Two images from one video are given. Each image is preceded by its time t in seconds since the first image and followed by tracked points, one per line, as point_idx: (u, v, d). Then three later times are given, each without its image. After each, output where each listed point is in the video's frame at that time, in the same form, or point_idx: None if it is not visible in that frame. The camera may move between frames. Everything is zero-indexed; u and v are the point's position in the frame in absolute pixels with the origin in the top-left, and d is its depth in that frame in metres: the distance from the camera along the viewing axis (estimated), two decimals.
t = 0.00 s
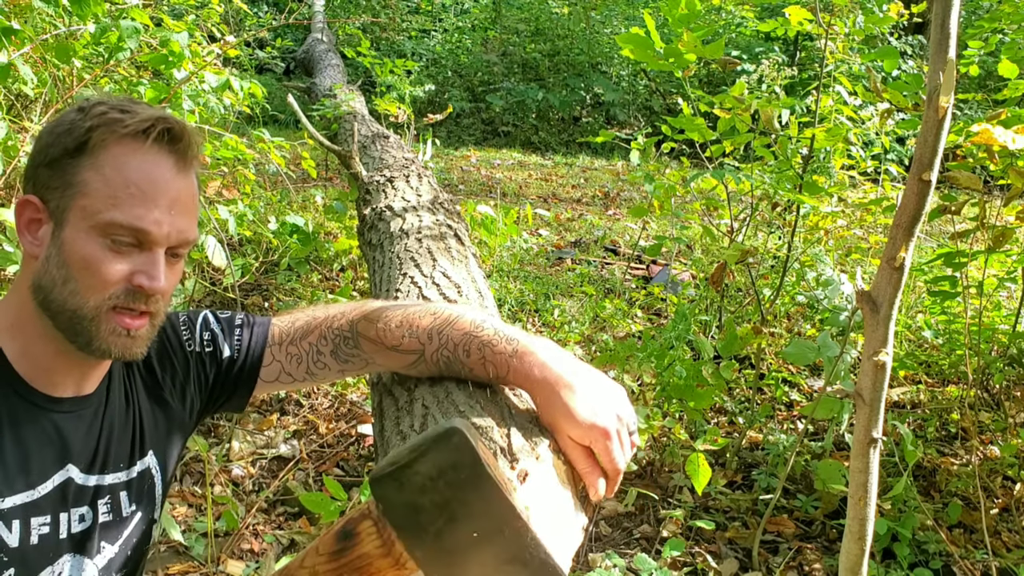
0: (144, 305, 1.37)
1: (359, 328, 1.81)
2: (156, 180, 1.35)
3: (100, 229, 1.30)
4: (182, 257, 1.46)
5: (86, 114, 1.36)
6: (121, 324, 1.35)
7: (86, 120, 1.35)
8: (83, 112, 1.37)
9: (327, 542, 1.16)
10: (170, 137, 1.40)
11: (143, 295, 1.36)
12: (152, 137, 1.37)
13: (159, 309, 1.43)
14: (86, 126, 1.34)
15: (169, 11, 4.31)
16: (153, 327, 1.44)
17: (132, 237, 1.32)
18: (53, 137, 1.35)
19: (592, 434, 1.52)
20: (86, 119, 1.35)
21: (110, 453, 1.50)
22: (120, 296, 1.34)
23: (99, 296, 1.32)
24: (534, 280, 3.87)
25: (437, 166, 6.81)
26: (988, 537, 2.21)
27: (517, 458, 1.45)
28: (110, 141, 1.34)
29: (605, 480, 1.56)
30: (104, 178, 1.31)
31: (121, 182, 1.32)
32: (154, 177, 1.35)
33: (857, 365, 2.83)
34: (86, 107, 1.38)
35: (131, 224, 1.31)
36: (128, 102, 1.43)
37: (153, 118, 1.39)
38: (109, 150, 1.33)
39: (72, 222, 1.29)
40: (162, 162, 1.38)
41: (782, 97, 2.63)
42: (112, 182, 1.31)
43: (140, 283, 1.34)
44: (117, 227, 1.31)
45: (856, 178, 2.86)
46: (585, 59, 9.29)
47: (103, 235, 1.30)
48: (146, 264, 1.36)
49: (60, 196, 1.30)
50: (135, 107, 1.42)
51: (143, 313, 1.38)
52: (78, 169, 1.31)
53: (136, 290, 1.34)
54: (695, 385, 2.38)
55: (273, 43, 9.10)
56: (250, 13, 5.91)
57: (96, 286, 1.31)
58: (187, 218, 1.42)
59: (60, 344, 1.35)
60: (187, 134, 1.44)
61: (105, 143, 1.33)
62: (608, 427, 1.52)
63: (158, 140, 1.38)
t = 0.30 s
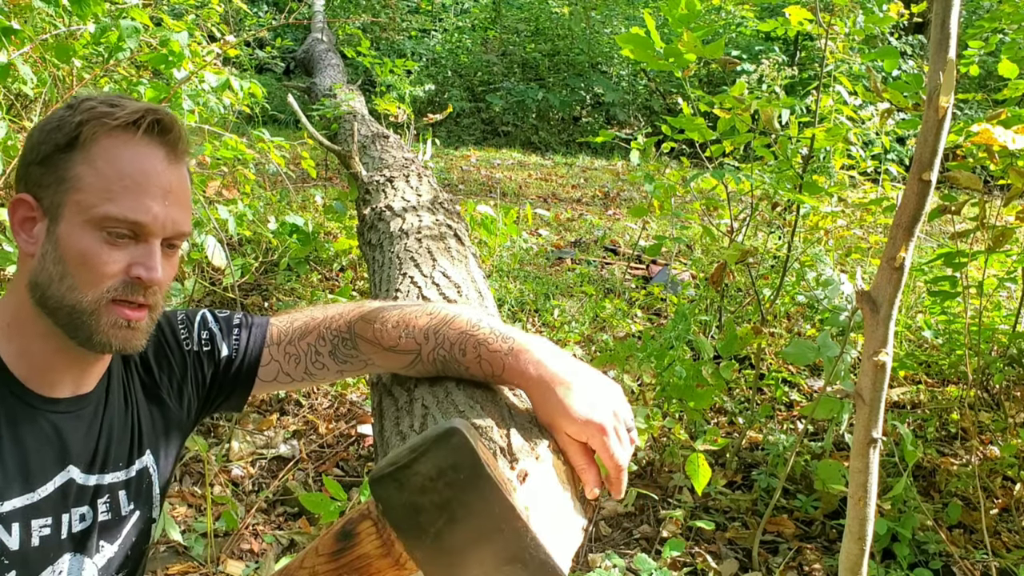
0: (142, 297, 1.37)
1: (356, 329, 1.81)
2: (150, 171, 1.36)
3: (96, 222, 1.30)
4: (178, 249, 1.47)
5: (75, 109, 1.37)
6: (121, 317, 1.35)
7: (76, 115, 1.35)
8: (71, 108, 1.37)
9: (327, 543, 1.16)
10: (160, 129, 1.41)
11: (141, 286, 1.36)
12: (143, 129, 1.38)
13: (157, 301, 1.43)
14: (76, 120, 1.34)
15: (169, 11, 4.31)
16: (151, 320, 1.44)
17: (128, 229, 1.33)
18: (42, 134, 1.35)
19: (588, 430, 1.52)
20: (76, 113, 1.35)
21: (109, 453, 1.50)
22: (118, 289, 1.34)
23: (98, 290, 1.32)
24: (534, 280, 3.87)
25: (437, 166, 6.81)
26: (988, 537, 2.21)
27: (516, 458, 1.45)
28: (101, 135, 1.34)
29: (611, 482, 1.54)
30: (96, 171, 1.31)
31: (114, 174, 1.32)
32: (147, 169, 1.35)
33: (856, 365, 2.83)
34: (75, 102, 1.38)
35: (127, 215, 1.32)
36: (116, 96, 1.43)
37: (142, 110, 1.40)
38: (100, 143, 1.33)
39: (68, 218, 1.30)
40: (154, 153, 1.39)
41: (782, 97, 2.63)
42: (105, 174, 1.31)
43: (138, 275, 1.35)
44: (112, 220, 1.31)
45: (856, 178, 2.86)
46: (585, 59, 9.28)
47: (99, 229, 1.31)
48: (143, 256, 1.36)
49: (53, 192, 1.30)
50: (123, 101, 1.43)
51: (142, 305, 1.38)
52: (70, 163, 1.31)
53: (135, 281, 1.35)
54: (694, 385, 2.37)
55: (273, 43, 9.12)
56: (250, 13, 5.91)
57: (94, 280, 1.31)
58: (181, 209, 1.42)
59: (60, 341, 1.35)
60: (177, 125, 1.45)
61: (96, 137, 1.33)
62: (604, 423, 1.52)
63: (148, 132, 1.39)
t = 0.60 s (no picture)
0: (132, 306, 1.37)
1: (356, 330, 1.81)
2: (131, 179, 1.35)
3: (79, 234, 1.30)
4: (166, 254, 1.46)
5: (51, 117, 1.36)
6: (111, 328, 1.35)
7: (52, 124, 1.34)
8: (47, 115, 1.36)
9: (327, 543, 1.16)
10: (139, 134, 1.40)
11: (130, 296, 1.36)
12: (121, 136, 1.37)
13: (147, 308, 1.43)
14: (52, 129, 1.33)
15: (169, 11, 4.31)
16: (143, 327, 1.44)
17: (113, 239, 1.33)
18: (20, 144, 1.34)
19: (587, 430, 1.52)
20: (52, 122, 1.34)
21: (102, 457, 1.49)
22: (106, 300, 1.34)
23: (87, 301, 1.32)
24: (534, 280, 3.87)
25: (437, 166, 6.81)
26: (988, 537, 2.21)
27: (516, 458, 1.45)
28: (78, 143, 1.33)
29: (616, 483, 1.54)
30: (76, 181, 1.31)
31: (95, 184, 1.32)
32: (128, 177, 1.35)
33: (857, 365, 2.83)
34: (50, 110, 1.37)
35: (110, 226, 1.31)
36: (93, 100, 1.42)
37: (120, 116, 1.39)
38: (78, 152, 1.33)
39: (51, 230, 1.30)
40: (135, 160, 1.38)
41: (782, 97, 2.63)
42: (86, 185, 1.31)
43: (126, 285, 1.35)
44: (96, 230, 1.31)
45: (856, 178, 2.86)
46: (585, 59, 9.28)
47: (83, 241, 1.30)
48: (131, 265, 1.36)
49: (34, 204, 1.30)
50: (99, 106, 1.41)
51: (132, 313, 1.38)
52: (50, 174, 1.30)
53: (124, 292, 1.35)
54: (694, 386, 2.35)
55: (273, 42, 9.13)
56: (250, 12, 5.91)
57: (81, 292, 1.31)
58: (166, 215, 1.42)
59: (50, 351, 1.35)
60: (156, 129, 1.44)
61: (73, 146, 1.33)
62: (602, 422, 1.52)
63: (128, 138, 1.38)
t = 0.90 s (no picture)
0: (112, 324, 1.32)
1: (357, 330, 1.82)
2: (109, 196, 1.31)
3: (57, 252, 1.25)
4: (150, 269, 1.41)
5: (34, 128, 1.33)
6: (88, 345, 1.30)
7: (34, 136, 1.31)
8: (32, 126, 1.34)
9: (327, 542, 1.16)
10: (120, 150, 1.36)
11: (108, 315, 1.30)
12: (101, 151, 1.33)
13: (130, 323, 1.38)
14: (32, 143, 1.30)
15: (169, 11, 4.32)
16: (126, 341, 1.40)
17: (92, 257, 1.28)
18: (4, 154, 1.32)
19: (587, 429, 1.52)
20: (34, 135, 1.31)
21: (97, 460, 1.49)
22: (84, 317, 1.29)
23: (64, 318, 1.27)
24: (534, 280, 3.88)
25: (437, 166, 6.82)
26: (987, 537, 2.21)
27: (516, 458, 1.45)
28: (57, 159, 1.30)
29: (618, 482, 1.54)
30: (55, 199, 1.28)
31: (71, 202, 1.28)
32: (105, 194, 1.31)
33: (856, 364, 2.84)
34: (35, 120, 1.35)
35: (87, 245, 1.26)
36: (79, 113, 1.39)
37: (102, 130, 1.35)
38: (58, 168, 1.30)
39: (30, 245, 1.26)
40: (115, 176, 1.34)
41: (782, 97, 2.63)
42: (63, 202, 1.28)
43: (103, 304, 1.29)
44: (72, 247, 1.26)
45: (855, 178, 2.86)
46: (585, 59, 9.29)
47: (60, 258, 1.25)
48: (110, 284, 1.30)
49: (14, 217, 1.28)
50: (84, 117, 1.38)
51: (113, 329, 1.32)
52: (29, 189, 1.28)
53: (100, 311, 1.29)
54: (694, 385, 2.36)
55: (273, 42, 9.17)
56: (250, 12, 5.92)
57: (58, 306, 1.27)
58: (149, 231, 1.37)
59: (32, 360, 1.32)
60: (138, 143, 1.39)
61: (53, 162, 1.29)
62: (603, 421, 1.52)
63: (108, 153, 1.34)
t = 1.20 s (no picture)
0: (105, 329, 1.30)
1: (358, 330, 1.81)
2: (114, 195, 1.31)
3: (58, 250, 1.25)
4: (152, 279, 1.41)
5: (47, 126, 1.35)
6: (81, 348, 1.29)
7: (46, 134, 1.33)
8: (45, 124, 1.36)
9: (327, 543, 1.16)
10: (130, 150, 1.38)
11: (103, 320, 1.29)
12: (111, 151, 1.34)
13: (126, 330, 1.36)
14: (43, 140, 1.32)
15: (169, 11, 4.31)
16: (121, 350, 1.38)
17: (92, 257, 1.28)
18: (16, 152, 1.34)
19: (587, 429, 1.52)
20: (45, 133, 1.33)
21: (96, 464, 1.48)
22: (79, 319, 1.28)
23: (60, 317, 1.27)
24: (534, 280, 3.87)
25: (437, 166, 6.82)
26: (988, 537, 2.21)
27: (516, 458, 1.45)
28: (66, 156, 1.31)
29: (618, 482, 1.54)
30: (62, 196, 1.28)
31: (77, 198, 1.28)
32: (110, 193, 1.31)
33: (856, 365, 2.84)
34: (49, 119, 1.37)
35: (88, 243, 1.27)
36: (93, 115, 1.41)
37: (112, 131, 1.37)
38: (67, 165, 1.30)
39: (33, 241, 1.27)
40: (122, 176, 1.34)
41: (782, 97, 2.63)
42: (69, 201, 1.28)
43: (99, 308, 1.28)
44: (72, 246, 1.26)
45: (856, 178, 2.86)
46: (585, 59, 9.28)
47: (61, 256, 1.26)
48: (109, 289, 1.30)
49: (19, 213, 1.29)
50: (98, 119, 1.40)
51: (107, 336, 1.31)
52: (38, 186, 1.29)
53: (95, 314, 1.28)
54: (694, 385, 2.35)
55: (273, 42, 9.17)
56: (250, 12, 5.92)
57: (55, 304, 1.26)
58: (153, 235, 1.36)
59: (32, 364, 1.32)
60: (149, 146, 1.41)
61: (62, 159, 1.30)
62: (603, 421, 1.52)
63: (117, 152, 1.35)
